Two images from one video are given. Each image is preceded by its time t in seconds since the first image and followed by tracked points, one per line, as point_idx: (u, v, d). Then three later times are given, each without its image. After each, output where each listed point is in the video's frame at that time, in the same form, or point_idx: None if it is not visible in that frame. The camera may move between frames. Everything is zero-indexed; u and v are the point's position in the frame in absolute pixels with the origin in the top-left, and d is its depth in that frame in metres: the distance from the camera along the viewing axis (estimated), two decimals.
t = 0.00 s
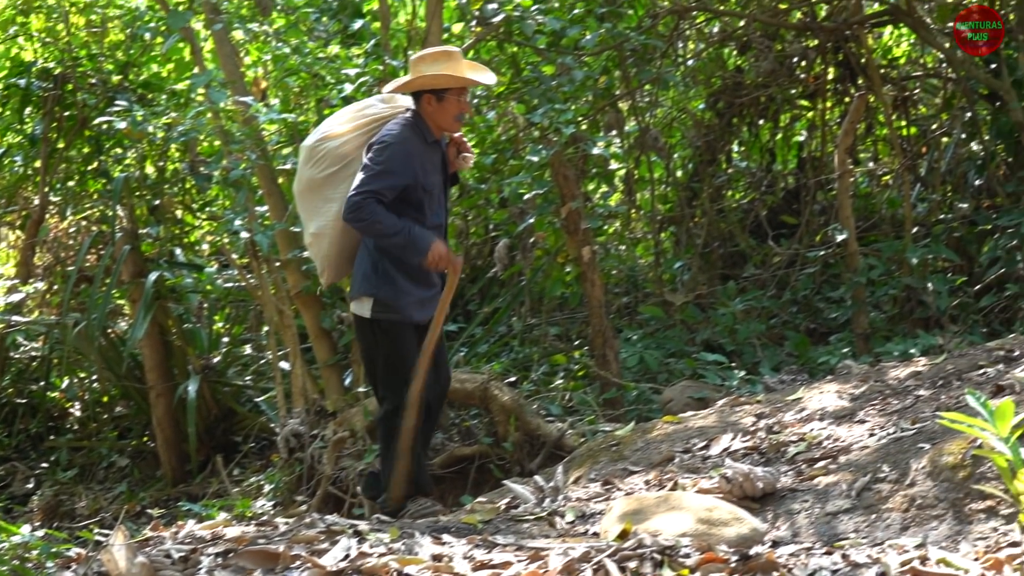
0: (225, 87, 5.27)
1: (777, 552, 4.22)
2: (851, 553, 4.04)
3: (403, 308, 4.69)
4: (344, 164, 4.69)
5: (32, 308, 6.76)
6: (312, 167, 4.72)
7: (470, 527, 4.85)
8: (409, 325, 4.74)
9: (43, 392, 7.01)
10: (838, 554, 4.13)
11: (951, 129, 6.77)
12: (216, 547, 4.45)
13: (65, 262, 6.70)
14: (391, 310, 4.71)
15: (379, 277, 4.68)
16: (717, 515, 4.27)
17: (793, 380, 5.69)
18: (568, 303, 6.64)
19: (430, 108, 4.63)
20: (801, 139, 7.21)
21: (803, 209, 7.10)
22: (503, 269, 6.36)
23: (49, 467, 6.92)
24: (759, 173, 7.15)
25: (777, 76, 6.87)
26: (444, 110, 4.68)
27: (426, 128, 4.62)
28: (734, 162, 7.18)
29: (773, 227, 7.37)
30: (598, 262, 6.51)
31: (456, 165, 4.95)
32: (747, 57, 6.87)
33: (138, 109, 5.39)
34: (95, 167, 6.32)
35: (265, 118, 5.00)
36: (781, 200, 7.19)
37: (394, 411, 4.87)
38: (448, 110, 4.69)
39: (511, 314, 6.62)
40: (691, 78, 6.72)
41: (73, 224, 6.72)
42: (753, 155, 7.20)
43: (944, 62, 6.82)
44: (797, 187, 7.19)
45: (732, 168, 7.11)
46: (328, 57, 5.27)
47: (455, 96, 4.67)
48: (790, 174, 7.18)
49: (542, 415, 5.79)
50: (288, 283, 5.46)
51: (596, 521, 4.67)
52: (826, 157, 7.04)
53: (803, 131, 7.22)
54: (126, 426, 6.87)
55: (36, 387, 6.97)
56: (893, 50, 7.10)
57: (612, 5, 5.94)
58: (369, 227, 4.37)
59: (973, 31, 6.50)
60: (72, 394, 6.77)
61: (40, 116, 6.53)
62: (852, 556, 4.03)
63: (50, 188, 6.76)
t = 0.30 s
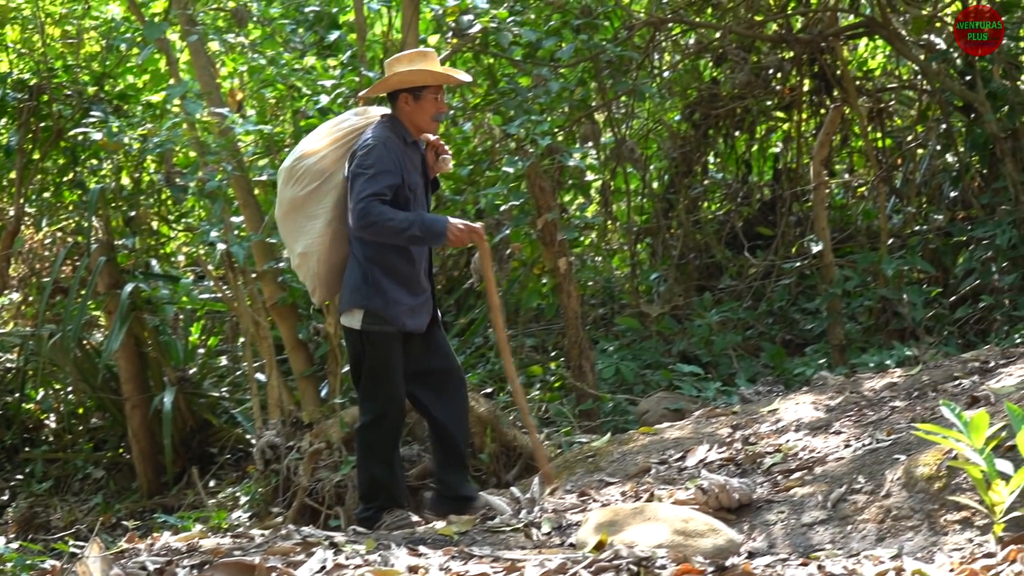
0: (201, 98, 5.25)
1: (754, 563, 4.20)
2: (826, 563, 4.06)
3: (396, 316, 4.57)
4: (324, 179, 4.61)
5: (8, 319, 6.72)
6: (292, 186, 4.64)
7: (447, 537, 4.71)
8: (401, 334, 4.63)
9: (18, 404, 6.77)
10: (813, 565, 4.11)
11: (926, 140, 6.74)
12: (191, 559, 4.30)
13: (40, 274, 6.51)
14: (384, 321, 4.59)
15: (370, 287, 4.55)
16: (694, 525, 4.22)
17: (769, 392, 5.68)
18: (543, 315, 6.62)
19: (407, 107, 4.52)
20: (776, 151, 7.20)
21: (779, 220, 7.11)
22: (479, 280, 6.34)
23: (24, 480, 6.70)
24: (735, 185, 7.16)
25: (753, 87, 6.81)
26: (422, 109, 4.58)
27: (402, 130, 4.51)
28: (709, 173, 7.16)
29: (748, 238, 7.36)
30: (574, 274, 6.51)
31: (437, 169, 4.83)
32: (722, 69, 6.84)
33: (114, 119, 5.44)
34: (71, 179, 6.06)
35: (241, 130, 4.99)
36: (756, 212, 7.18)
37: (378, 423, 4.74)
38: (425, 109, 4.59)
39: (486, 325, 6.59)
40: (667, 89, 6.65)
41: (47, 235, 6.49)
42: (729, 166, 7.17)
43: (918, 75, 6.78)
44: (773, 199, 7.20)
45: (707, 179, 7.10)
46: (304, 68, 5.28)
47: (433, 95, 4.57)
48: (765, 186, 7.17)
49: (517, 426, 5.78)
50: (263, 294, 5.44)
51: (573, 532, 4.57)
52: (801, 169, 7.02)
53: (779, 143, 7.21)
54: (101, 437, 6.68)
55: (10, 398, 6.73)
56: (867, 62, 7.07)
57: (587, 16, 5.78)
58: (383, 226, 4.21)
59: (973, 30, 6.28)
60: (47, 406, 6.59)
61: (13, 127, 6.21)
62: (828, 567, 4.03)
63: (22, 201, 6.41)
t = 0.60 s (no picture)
0: (187, 110, 5.24)
1: None
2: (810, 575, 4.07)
3: (405, 330, 4.51)
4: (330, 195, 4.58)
5: None
6: (296, 205, 4.60)
7: (432, 552, 4.61)
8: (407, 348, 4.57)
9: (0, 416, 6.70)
10: None
11: (911, 152, 6.66)
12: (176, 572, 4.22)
13: (25, 286, 6.38)
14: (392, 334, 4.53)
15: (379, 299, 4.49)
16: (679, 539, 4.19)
17: (754, 405, 5.67)
18: (529, 327, 6.61)
19: (416, 116, 4.49)
20: (762, 163, 7.19)
21: (764, 232, 7.11)
22: (465, 292, 6.32)
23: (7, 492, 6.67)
24: (720, 198, 7.16)
25: (739, 100, 6.78)
26: (431, 119, 4.54)
27: (410, 140, 4.47)
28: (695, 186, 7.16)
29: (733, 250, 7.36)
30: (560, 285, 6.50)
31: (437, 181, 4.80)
32: (708, 81, 6.80)
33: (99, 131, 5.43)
34: (55, 191, 6.03)
35: (227, 141, 4.97)
36: (742, 224, 7.18)
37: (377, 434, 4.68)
38: (433, 120, 4.56)
39: (472, 337, 6.58)
40: (653, 101, 6.62)
41: (32, 247, 6.36)
42: (715, 179, 7.17)
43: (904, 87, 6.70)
44: (759, 211, 7.20)
45: (693, 192, 7.10)
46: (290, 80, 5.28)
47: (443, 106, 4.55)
48: (751, 198, 7.17)
49: (503, 438, 5.76)
50: (249, 306, 5.43)
51: (559, 544, 4.49)
52: (787, 181, 7.02)
53: (765, 155, 7.20)
54: (87, 450, 6.68)
55: None
56: (853, 75, 7.01)
57: (573, 29, 5.80)
58: (414, 236, 4.14)
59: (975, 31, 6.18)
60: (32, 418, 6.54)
61: None
62: None
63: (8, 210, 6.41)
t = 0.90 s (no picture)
0: (173, 122, 5.25)
1: None
2: None
3: (417, 339, 4.49)
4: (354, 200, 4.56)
5: None
6: (318, 206, 4.57)
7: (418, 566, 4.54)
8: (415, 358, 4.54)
9: None
10: None
11: (897, 165, 6.63)
12: None
13: (10, 299, 6.32)
14: (405, 341, 4.50)
15: (394, 305, 4.46)
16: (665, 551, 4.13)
17: (740, 418, 5.68)
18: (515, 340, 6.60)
19: (450, 129, 4.44)
20: (748, 175, 7.19)
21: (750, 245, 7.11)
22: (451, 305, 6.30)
23: None
24: (707, 211, 7.17)
25: (725, 112, 6.75)
26: (463, 134, 4.50)
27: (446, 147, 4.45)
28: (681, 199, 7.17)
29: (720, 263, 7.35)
30: (547, 298, 6.50)
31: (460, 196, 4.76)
32: (694, 94, 6.80)
33: (85, 144, 5.42)
34: (41, 203, 6.02)
35: (213, 153, 4.97)
36: (728, 237, 7.18)
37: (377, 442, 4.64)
38: (465, 136, 4.51)
39: (458, 350, 6.57)
40: (638, 115, 6.68)
41: (18, 260, 6.28)
42: (701, 191, 7.18)
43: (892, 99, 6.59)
44: (745, 224, 7.21)
45: (679, 205, 7.09)
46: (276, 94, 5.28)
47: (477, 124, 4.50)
48: (737, 211, 7.18)
49: (490, 451, 5.75)
50: (235, 319, 5.42)
51: (544, 557, 4.41)
52: (773, 194, 7.02)
53: (751, 167, 7.20)
54: (73, 462, 6.67)
55: None
56: (838, 88, 7.01)
57: (559, 41, 5.71)
58: (440, 230, 4.08)
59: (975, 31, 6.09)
60: (18, 430, 6.49)
61: None
62: None
63: None
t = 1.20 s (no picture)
0: (154, 134, 5.24)
1: None
2: None
3: (442, 337, 4.48)
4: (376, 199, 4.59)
5: None
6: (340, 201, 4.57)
7: None
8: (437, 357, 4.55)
9: None
10: None
11: (878, 176, 6.60)
12: None
13: None
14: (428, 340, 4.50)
15: (418, 305, 4.46)
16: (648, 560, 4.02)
17: (721, 429, 5.68)
18: (497, 351, 6.59)
19: (478, 140, 4.47)
20: (729, 187, 7.19)
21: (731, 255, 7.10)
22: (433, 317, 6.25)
23: None
24: (688, 223, 7.12)
25: (706, 124, 6.78)
26: (489, 149, 4.53)
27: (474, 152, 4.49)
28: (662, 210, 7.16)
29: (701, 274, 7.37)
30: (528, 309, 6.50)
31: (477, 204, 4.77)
32: (675, 106, 6.83)
33: (66, 155, 5.42)
34: (21, 213, 6.06)
35: (194, 165, 4.96)
36: (709, 247, 7.20)
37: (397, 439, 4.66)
38: (490, 151, 4.54)
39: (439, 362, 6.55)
40: (619, 126, 6.63)
41: None
42: (682, 203, 7.16)
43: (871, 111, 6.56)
44: (725, 236, 7.22)
45: (661, 216, 7.09)
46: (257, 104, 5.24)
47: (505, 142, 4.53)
48: (718, 223, 7.18)
49: (471, 462, 5.72)
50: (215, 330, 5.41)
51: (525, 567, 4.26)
52: (754, 206, 7.01)
53: (732, 179, 7.20)
54: (52, 474, 6.64)
55: None
56: (820, 99, 6.95)
57: (541, 53, 5.64)
58: (443, 226, 4.14)
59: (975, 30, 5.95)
60: None
61: None
62: None
63: None
